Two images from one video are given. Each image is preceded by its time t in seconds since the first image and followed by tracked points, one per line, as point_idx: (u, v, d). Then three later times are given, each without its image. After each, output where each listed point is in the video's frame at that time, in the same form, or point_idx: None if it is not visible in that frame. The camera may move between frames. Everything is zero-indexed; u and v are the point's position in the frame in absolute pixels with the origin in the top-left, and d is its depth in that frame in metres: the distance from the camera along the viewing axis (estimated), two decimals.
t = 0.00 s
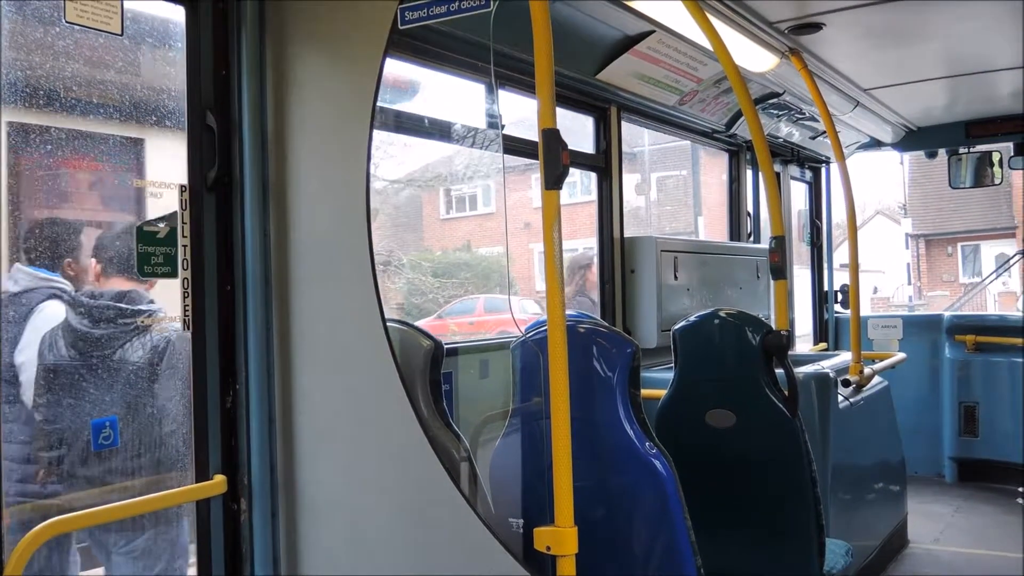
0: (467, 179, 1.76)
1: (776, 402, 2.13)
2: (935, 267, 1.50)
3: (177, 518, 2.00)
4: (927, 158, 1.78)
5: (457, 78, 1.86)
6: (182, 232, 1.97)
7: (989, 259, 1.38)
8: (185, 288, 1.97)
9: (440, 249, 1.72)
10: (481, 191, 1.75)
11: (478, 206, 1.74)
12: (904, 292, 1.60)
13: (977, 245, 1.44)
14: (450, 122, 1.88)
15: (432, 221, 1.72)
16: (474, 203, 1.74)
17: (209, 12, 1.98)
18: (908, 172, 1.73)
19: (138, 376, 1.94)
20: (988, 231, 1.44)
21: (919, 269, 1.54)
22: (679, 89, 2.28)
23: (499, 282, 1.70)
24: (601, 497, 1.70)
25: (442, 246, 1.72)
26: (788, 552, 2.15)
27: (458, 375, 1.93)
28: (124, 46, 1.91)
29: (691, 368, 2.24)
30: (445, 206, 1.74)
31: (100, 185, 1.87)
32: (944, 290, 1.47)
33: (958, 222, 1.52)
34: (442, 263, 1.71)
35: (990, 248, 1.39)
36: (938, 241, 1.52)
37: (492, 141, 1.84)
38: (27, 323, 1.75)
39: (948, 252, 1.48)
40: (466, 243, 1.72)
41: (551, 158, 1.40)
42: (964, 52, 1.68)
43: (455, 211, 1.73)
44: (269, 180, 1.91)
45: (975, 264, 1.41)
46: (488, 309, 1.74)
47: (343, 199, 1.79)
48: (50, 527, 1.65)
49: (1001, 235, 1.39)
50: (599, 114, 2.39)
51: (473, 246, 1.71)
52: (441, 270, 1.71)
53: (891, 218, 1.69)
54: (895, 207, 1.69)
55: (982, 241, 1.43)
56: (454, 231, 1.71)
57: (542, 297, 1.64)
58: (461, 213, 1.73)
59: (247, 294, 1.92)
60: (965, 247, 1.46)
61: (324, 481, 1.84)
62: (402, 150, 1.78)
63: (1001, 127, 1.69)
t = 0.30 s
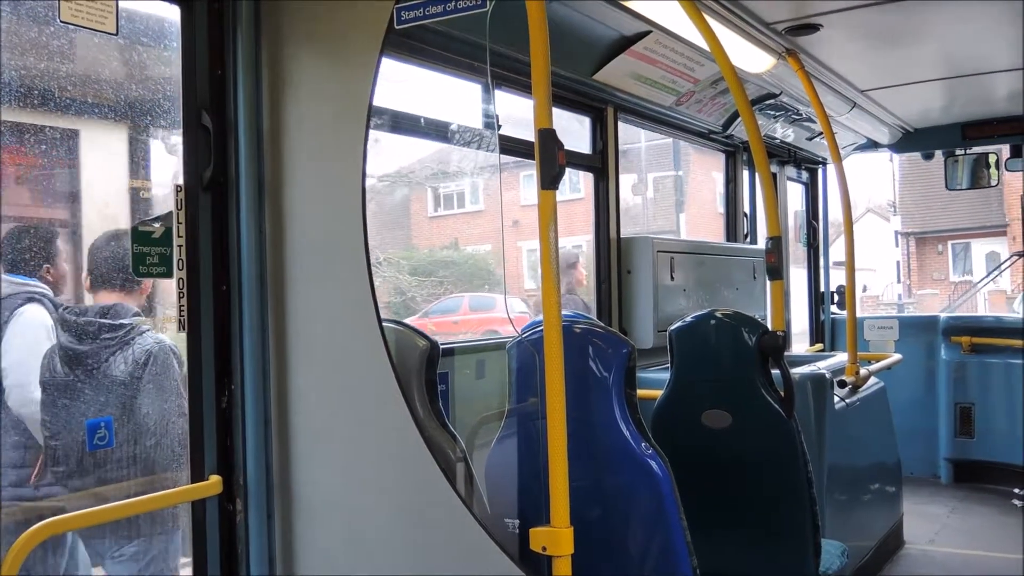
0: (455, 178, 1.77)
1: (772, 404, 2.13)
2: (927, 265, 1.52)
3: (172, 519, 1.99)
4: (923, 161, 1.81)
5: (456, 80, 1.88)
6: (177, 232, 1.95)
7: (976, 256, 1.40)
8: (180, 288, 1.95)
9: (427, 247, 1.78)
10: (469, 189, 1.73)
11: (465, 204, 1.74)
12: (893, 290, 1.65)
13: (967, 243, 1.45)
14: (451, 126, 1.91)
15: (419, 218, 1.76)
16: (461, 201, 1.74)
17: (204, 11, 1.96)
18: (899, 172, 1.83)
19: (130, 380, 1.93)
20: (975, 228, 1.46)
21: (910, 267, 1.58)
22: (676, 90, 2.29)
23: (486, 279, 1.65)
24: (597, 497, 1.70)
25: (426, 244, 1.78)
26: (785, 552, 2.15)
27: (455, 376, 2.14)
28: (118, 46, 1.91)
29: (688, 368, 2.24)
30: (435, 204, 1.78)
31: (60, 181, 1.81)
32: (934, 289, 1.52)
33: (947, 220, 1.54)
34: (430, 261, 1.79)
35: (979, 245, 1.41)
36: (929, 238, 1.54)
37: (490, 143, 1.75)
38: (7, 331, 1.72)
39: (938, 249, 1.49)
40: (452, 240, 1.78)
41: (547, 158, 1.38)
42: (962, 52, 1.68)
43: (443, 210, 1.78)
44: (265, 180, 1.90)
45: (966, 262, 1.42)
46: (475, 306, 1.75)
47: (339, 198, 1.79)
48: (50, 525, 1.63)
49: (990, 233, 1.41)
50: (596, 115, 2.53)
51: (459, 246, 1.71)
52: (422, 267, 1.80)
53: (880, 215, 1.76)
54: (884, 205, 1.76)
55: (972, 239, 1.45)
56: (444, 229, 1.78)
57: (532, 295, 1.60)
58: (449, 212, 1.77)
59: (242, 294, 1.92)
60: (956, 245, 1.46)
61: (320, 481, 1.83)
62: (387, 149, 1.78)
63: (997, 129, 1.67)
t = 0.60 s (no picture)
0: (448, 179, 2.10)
1: (768, 404, 2.13)
2: (920, 264, 1.58)
3: (168, 519, 1.99)
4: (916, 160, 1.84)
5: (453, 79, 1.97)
6: (172, 232, 1.95)
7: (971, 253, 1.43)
8: (175, 289, 1.95)
9: (420, 242, 2.05)
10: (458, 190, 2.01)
11: (456, 202, 2.03)
12: (885, 289, 1.70)
13: (960, 241, 1.49)
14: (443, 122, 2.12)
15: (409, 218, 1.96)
16: (453, 199, 2.03)
17: (200, 11, 1.95)
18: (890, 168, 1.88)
19: (129, 379, 1.96)
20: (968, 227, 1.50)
21: (902, 267, 1.63)
22: (671, 90, 2.30)
23: (478, 278, 1.92)
24: (593, 497, 1.69)
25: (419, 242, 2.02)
26: (782, 551, 2.15)
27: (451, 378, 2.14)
28: (113, 46, 1.92)
29: (685, 369, 2.24)
30: (427, 202, 2.07)
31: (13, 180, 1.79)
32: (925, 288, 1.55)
33: (942, 220, 1.59)
34: (423, 259, 2.10)
35: (972, 244, 1.44)
36: (924, 237, 1.61)
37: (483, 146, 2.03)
38: (20, 323, 1.80)
39: (931, 248, 1.56)
40: (443, 239, 2.11)
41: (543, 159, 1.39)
42: (958, 52, 1.68)
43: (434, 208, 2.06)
44: (261, 180, 1.90)
45: (959, 261, 1.46)
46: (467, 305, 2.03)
47: (335, 199, 1.79)
48: (44, 529, 1.62)
49: (983, 232, 1.42)
50: (592, 115, 2.47)
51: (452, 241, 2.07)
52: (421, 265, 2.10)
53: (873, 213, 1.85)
54: (876, 202, 1.84)
55: (964, 237, 1.49)
56: (437, 226, 2.07)
57: (522, 293, 1.72)
58: (441, 210, 2.05)
59: (239, 295, 1.91)
60: (949, 244, 1.52)
61: (317, 482, 1.83)
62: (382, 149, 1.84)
63: (991, 128, 1.62)
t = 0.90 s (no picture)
0: (443, 177, 2.19)
1: (767, 402, 2.14)
2: (917, 265, 1.60)
3: (167, 516, 2.00)
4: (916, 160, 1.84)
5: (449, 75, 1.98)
6: (171, 231, 1.94)
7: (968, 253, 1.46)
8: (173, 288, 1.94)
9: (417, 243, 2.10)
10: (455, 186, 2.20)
11: (454, 200, 2.21)
12: (883, 289, 1.70)
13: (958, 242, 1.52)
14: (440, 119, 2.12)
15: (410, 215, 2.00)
16: (450, 197, 2.20)
17: (198, 10, 1.93)
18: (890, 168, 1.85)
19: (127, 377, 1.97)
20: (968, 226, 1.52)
21: (899, 267, 1.64)
22: (670, 88, 2.31)
23: (476, 275, 2.11)
24: (591, 496, 1.70)
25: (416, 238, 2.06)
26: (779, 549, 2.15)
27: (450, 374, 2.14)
28: (111, 44, 1.92)
29: (683, 367, 2.24)
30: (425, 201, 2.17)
31: None
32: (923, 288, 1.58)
33: (942, 219, 1.59)
34: (421, 258, 2.18)
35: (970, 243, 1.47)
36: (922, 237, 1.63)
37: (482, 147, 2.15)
38: (111, 336, 1.96)
39: (929, 249, 1.59)
40: (440, 237, 2.22)
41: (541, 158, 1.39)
42: (956, 50, 1.67)
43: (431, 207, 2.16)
44: (259, 178, 1.89)
45: (957, 261, 1.49)
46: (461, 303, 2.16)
47: (333, 197, 1.79)
48: (43, 526, 1.61)
49: (981, 232, 1.44)
50: (590, 113, 2.49)
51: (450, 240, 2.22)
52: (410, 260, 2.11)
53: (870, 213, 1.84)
54: (876, 202, 1.82)
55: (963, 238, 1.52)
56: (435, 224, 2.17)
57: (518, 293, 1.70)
58: (439, 208, 2.19)
59: (237, 293, 1.91)
60: (947, 244, 1.55)
61: (315, 480, 1.83)
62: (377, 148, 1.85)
63: (991, 127, 1.66)
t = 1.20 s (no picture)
0: (457, 180, 2.20)
1: (782, 405, 2.14)
2: (931, 271, 1.55)
3: (188, 514, 2.01)
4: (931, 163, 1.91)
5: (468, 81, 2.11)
6: (192, 231, 1.98)
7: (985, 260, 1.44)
8: (195, 288, 1.98)
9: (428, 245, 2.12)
10: (469, 189, 2.24)
11: (467, 204, 2.24)
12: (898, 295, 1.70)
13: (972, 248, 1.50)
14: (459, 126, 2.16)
15: (422, 218, 2.04)
16: (463, 200, 2.22)
17: (219, 12, 1.98)
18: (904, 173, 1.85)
19: (149, 377, 1.94)
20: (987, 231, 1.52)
21: (915, 273, 1.61)
22: (685, 91, 2.44)
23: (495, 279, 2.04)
24: (608, 496, 1.71)
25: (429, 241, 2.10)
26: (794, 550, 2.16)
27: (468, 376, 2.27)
28: (133, 47, 1.92)
29: (697, 369, 2.24)
30: (438, 204, 2.19)
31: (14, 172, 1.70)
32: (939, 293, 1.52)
33: (954, 225, 1.57)
34: (435, 260, 2.19)
35: (984, 252, 1.45)
36: (938, 244, 1.57)
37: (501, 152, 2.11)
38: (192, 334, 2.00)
39: (944, 256, 1.53)
40: (454, 240, 2.26)
41: (559, 160, 1.38)
42: (974, 52, 1.68)
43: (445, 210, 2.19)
44: (278, 179, 1.91)
45: (972, 268, 1.45)
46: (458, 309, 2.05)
47: (352, 198, 1.79)
48: (67, 520, 1.59)
49: (995, 239, 1.43)
50: (606, 116, 2.56)
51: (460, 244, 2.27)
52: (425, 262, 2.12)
53: (886, 218, 1.85)
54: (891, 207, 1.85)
55: (977, 244, 1.49)
56: (449, 227, 2.23)
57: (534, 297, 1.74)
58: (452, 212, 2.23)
59: (257, 292, 1.92)
60: (962, 251, 1.51)
61: (333, 480, 1.84)
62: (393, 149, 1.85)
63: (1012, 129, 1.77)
